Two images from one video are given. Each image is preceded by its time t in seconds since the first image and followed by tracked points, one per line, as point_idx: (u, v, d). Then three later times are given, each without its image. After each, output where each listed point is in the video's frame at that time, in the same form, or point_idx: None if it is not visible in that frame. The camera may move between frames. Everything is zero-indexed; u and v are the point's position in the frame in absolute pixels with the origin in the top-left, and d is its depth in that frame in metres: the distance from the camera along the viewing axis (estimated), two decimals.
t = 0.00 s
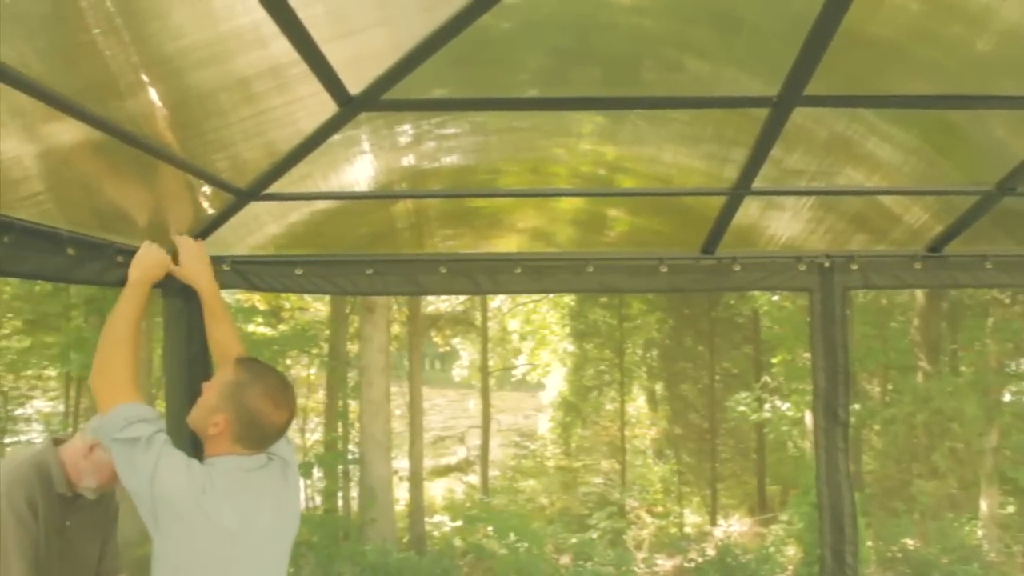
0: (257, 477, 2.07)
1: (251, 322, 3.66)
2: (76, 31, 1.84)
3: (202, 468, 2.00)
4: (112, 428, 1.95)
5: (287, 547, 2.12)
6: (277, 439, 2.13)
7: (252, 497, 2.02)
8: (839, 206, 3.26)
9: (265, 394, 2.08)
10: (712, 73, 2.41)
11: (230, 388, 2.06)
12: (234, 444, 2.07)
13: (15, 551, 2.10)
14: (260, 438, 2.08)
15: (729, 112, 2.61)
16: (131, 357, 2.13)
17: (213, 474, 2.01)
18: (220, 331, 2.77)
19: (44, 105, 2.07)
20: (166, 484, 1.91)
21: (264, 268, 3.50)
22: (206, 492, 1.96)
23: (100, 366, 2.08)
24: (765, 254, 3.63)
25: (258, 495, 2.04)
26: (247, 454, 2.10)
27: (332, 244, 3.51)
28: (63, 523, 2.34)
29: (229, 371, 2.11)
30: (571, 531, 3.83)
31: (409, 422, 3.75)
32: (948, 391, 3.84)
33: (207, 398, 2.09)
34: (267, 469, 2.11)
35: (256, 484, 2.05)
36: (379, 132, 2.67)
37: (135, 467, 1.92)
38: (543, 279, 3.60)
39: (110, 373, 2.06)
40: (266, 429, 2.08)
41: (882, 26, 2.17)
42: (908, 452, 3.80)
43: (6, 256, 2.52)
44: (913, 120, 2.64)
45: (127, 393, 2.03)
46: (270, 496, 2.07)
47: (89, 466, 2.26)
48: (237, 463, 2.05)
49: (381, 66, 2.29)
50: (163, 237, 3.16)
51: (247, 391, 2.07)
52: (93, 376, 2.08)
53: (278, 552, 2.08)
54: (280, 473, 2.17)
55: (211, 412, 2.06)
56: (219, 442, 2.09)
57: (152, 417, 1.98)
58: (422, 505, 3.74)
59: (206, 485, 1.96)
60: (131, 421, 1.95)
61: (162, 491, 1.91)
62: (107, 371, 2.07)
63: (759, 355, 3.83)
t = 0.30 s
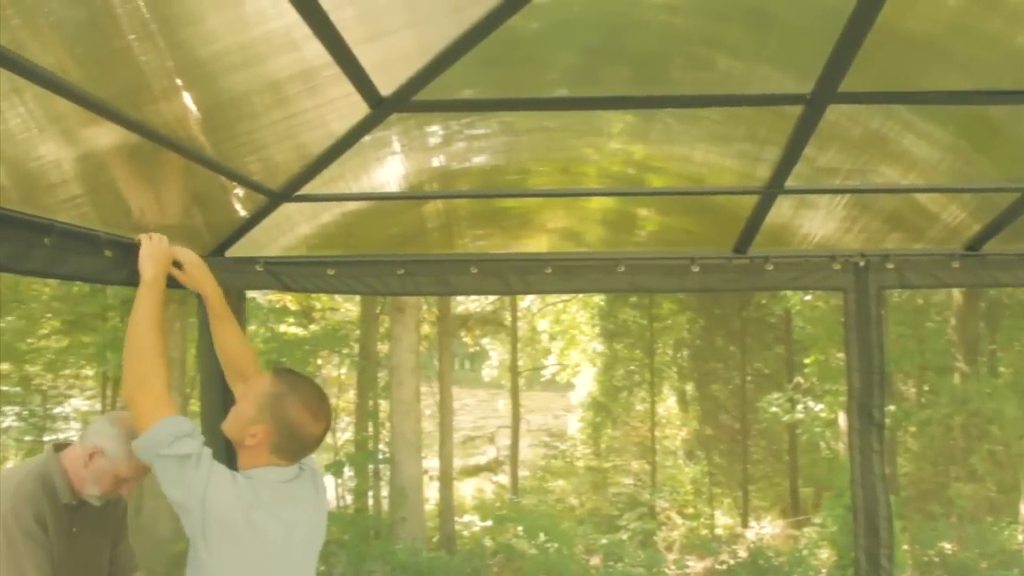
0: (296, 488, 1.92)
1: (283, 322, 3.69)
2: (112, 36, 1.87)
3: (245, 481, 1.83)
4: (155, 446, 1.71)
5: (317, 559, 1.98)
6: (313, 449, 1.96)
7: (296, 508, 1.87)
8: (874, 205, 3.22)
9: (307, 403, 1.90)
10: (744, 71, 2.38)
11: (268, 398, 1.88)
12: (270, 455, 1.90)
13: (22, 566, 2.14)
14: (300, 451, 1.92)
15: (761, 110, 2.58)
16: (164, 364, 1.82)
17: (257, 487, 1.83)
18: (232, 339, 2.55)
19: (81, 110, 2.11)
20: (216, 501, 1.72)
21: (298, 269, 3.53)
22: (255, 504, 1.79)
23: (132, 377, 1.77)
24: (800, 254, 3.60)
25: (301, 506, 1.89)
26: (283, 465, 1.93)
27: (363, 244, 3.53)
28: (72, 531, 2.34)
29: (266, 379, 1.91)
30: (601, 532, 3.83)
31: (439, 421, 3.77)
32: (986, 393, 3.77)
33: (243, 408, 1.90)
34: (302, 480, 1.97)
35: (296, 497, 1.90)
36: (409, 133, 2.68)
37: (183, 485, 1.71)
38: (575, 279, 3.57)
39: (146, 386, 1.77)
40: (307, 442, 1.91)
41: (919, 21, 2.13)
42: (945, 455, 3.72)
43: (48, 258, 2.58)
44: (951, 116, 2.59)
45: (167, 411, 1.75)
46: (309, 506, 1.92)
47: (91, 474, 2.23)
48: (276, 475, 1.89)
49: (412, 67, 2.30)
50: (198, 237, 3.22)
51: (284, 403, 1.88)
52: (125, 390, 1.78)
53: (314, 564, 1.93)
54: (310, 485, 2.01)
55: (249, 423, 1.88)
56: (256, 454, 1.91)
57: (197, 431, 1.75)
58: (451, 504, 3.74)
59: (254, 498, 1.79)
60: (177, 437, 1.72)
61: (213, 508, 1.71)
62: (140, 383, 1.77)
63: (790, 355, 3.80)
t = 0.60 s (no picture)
0: (316, 491, 1.90)
1: (307, 322, 3.71)
2: (140, 40, 1.89)
3: (263, 482, 1.83)
4: (179, 440, 1.73)
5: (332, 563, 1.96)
6: (335, 453, 1.94)
7: (314, 512, 1.85)
8: (902, 203, 3.18)
9: (329, 407, 1.89)
10: (769, 69, 2.36)
11: (292, 402, 1.86)
12: (291, 458, 1.89)
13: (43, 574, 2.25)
14: (321, 455, 1.90)
15: (786, 108, 2.55)
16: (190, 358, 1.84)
17: (274, 488, 1.83)
18: (250, 347, 2.50)
19: (110, 113, 2.13)
20: (233, 500, 1.73)
21: (323, 269, 3.55)
22: (271, 505, 1.78)
23: (160, 370, 1.80)
24: (828, 254, 3.55)
25: (319, 510, 1.87)
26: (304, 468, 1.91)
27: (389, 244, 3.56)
28: (84, 533, 2.39)
29: (289, 381, 1.90)
30: (623, 533, 3.87)
31: (463, 422, 3.79)
32: (1016, 394, 3.75)
33: (266, 409, 1.89)
34: (322, 483, 1.94)
35: (317, 500, 1.88)
36: (432, 133, 2.69)
37: (203, 483, 1.72)
38: (599, 278, 3.56)
39: (173, 380, 1.79)
40: (328, 447, 1.89)
41: (949, 18, 2.09)
42: (975, 457, 3.67)
43: (77, 259, 2.63)
44: (981, 113, 2.55)
45: (193, 405, 1.77)
46: (328, 510, 1.90)
47: (90, 482, 2.27)
48: (296, 478, 1.87)
49: (436, 68, 2.32)
50: (224, 237, 3.25)
51: (308, 407, 1.87)
52: (152, 382, 1.80)
53: (328, 568, 1.91)
54: (331, 488, 1.97)
55: (271, 425, 1.86)
56: (276, 457, 1.89)
57: (220, 429, 1.78)
58: (475, 504, 3.77)
59: (272, 500, 1.79)
60: (201, 433, 1.74)
61: (229, 507, 1.73)
62: (168, 376, 1.79)
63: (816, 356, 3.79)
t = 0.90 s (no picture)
0: (342, 491, 1.90)
1: (337, 322, 3.81)
2: (172, 45, 1.91)
3: (288, 480, 1.84)
4: (206, 436, 1.76)
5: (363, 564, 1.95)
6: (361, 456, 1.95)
7: (339, 512, 1.86)
8: (937, 201, 3.13)
9: (356, 409, 1.89)
10: (802, 66, 2.33)
11: (320, 402, 1.88)
12: (317, 458, 1.89)
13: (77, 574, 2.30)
14: (347, 457, 1.90)
15: (818, 105, 2.52)
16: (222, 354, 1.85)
17: (299, 487, 1.84)
18: (279, 351, 2.50)
19: (143, 116, 2.16)
20: (257, 498, 1.75)
21: (353, 269, 3.58)
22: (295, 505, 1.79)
23: (192, 365, 1.82)
24: (859, 253, 3.50)
25: (345, 510, 1.87)
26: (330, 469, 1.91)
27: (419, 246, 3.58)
28: (116, 532, 2.42)
29: (318, 381, 1.91)
30: (654, 534, 3.92)
31: (492, 422, 3.85)
32: None
33: (294, 408, 1.90)
34: (349, 484, 1.94)
35: (342, 500, 1.88)
36: (461, 133, 2.70)
37: (227, 480, 1.75)
38: (629, 278, 3.55)
39: (205, 376, 1.81)
40: (354, 449, 1.90)
41: (987, 13, 2.04)
42: (1012, 460, 3.61)
43: (111, 262, 2.65)
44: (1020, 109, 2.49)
45: (223, 403, 1.79)
46: (353, 511, 1.90)
47: (119, 485, 2.34)
48: (322, 477, 1.87)
49: (466, 68, 2.32)
50: (256, 238, 3.29)
51: (335, 407, 1.88)
52: (185, 376, 1.82)
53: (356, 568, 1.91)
54: (358, 489, 1.98)
55: (298, 424, 1.88)
56: (301, 457, 1.90)
57: (248, 426, 1.80)
58: (505, 504, 3.85)
59: (297, 499, 1.80)
60: (227, 429, 1.76)
61: (253, 505, 1.74)
62: (200, 372, 1.81)
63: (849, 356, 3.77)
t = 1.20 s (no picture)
0: (374, 491, 1.91)
1: (369, 323, 3.81)
2: (210, 51, 1.93)
3: (323, 479, 1.85)
4: (242, 433, 1.78)
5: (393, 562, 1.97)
6: (395, 457, 1.95)
7: (371, 511, 1.87)
8: (981, 199, 3.06)
9: (391, 410, 1.89)
10: (840, 62, 2.30)
11: (355, 402, 1.88)
12: (351, 457, 1.90)
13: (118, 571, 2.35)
14: (381, 457, 1.91)
15: (856, 102, 2.48)
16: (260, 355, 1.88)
17: (332, 485, 1.85)
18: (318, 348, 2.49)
19: (182, 120, 2.20)
20: (290, 495, 1.77)
21: (387, 270, 3.60)
22: (328, 502, 1.80)
23: (232, 365, 1.85)
24: (896, 251, 3.44)
25: (377, 510, 1.89)
26: (363, 469, 1.91)
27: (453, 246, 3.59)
28: (156, 528, 2.46)
29: (354, 381, 1.92)
30: (688, 535, 3.92)
31: (524, 422, 3.88)
32: None
33: (329, 408, 1.92)
34: (382, 484, 1.95)
35: (375, 500, 1.90)
36: (494, 133, 2.70)
37: (262, 476, 1.77)
38: (663, 278, 3.53)
39: (244, 376, 1.84)
40: (388, 449, 1.90)
41: None
42: None
43: (154, 264, 2.69)
44: None
45: (260, 403, 1.82)
46: (384, 510, 1.91)
47: (156, 481, 2.39)
48: (355, 476, 1.88)
49: (501, 69, 2.33)
50: (291, 239, 3.33)
51: (370, 408, 1.88)
52: (224, 376, 1.85)
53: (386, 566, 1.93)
54: (390, 489, 1.98)
55: (332, 424, 1.89)
56: (335, 456, 1.91)
57: (283, 426, 1.81)
58: (537, 504, 3.88)
59: (330, 497, 1.81)
60: (261, 427, 1.78)
61: (287, 503, 1.76)
62: (238, 371, 1.84)
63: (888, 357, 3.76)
